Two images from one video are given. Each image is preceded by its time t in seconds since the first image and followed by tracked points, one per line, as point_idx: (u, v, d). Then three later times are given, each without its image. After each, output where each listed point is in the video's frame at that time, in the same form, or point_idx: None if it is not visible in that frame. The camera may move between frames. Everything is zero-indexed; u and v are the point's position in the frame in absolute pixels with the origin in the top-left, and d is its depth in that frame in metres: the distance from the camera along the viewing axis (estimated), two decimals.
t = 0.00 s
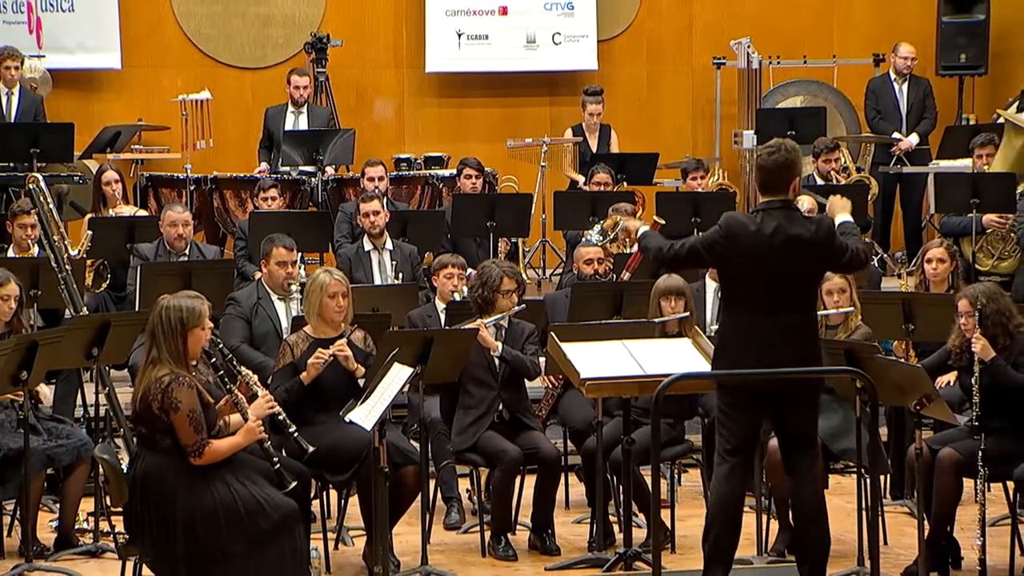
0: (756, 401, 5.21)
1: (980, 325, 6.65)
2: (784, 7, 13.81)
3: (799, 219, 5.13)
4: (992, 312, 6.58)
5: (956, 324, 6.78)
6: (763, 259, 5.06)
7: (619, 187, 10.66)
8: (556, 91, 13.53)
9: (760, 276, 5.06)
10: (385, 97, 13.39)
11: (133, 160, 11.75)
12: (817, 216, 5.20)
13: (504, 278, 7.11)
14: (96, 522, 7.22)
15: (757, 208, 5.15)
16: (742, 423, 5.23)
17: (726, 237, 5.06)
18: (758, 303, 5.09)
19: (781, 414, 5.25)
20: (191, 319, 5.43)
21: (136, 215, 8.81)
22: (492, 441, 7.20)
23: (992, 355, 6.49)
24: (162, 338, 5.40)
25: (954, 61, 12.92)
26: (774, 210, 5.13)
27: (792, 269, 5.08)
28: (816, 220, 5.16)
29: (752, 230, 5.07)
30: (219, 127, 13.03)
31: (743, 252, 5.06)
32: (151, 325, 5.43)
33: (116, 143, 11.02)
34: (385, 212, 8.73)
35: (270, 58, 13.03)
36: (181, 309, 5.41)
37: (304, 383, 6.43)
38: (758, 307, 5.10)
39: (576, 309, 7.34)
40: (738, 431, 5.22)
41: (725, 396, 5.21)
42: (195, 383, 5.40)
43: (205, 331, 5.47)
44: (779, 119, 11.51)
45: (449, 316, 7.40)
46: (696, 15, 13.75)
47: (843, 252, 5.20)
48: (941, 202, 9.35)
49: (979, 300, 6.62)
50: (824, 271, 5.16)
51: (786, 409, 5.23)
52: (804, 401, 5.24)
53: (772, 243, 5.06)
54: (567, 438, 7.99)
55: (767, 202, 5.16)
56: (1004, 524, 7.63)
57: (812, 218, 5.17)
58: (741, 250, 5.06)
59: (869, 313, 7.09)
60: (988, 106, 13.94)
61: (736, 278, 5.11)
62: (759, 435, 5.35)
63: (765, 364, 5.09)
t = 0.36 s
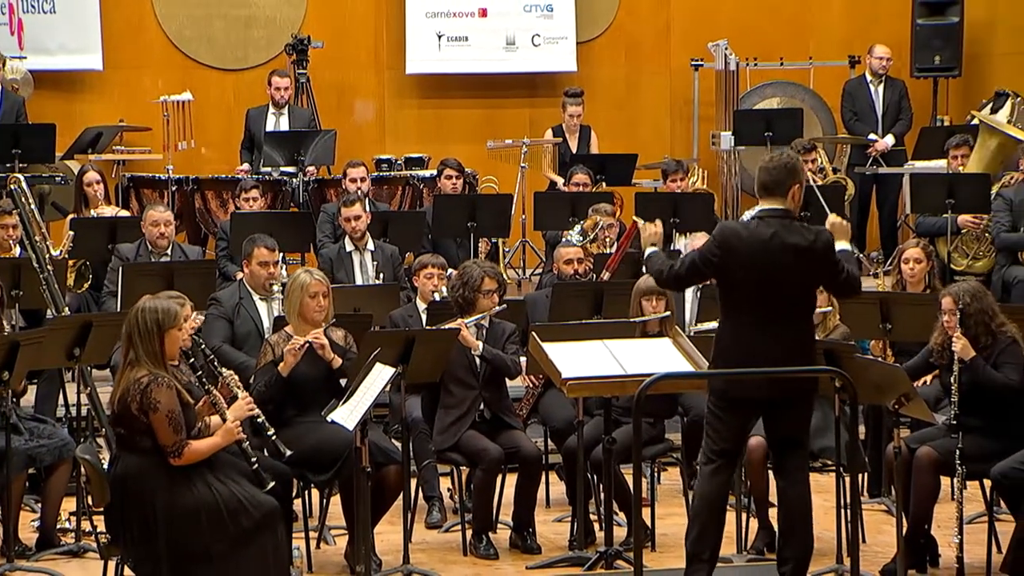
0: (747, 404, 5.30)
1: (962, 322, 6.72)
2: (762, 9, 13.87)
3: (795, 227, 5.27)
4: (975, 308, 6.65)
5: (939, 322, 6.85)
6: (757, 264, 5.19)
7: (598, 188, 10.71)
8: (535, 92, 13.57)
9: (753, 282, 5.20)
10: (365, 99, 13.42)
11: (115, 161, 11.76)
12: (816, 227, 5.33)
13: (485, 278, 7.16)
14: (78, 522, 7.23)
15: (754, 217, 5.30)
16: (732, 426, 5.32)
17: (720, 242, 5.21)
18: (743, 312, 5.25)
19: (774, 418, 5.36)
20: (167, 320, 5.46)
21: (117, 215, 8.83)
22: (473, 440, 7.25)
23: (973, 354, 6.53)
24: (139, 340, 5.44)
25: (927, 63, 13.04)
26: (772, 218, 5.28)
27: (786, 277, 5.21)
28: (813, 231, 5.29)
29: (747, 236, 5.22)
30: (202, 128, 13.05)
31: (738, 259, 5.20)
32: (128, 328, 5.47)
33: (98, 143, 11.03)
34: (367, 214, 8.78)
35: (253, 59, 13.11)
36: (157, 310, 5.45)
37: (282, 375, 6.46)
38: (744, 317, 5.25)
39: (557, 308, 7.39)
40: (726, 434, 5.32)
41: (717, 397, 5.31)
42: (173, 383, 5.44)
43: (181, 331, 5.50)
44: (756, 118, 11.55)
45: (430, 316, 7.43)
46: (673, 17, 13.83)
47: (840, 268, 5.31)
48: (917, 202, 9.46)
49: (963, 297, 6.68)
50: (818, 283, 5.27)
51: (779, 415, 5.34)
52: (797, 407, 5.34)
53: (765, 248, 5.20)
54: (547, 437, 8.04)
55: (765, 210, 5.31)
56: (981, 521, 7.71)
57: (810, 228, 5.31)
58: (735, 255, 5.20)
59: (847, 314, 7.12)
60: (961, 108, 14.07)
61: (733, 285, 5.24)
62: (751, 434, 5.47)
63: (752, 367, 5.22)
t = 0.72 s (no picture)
0: (732, 404, 5.41)
1: (941, 322, 6.84)
2: (734, 14, 14.09)
3: (780, 231, 5.35)
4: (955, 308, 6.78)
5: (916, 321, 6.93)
6: (739, 266, 5.29)
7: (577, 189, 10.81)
8: (512, 96, 13.71)
9: (736, 284, 5.30)
10: (346, 101, 13.50)
11: (98, 163, 11.81)
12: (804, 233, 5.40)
13: (466, 279, 7.25)
14: (62, 520, 7.29)
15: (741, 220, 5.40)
16: (714, 426, 5.45)
17: (705, 243, 5.32)
18: (726, 315, 5.36)
19: (757, 420, 5.48)
20: (159, 322, 5.52)
21: (101, 216, 8.90)
22: (454, 440, 7.33)
23: (950, 354, 6.67)
24: (128, 340, 5.51)
25: (899, 67, 13.19)
26: (758, 221, 5.37)
27: (768, 281, 5.29)
28: (799, 239, 5.36)
29: (731, 238, 5.32)
30: (184, 131, 13.11)
31: (722, 262, 5.31)
32: (119, 327, 5.53)
33: (80, 145, 11.10)
34: (348, 217, 8.82)
35: (234, 62, 13.16)
36: (149, 312, 5.50)
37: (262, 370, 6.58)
38: (728, 319, 5.37)
39: (537, 309, 7.48)
40: (707, 435, 5.45)
41: (701, 396, 5.42)
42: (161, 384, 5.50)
43: (171, 334, 5.56)
44: (731, 121, 11.70)
45: (411, 316, 7.51)
46: (648, 22, 13.98)
47: (825, 279, 5.38)
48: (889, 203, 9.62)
49: (943, 296, 6.81)
50: (802, 291, 5.34)
51: (759, 416, 5.47)
52: (776, 409, 5.47)
53: (749, 249, 5.30)
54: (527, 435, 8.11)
55: (753, 214, 5.40)
56: (953, 518, 7.83)
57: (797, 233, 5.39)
58: (719, 257, 5.31)
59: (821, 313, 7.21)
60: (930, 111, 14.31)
61: (719, 287, 5.34)
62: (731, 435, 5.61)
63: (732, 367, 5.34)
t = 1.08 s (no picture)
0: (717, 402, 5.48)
1: (922, 322, 6.95)
2: (713, 17, 14.25)
3: (758, 229, 5.43)
4: (936, 308, 6.90)
5: (897, 322, 7.02)
6: (719, 264, 5.38)
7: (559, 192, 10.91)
8: (495, 100, 13.86)
9: (716, 282, 5.39)
10: (332, 106, 13.59)
11: (87, 166, 11.87)
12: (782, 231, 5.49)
13: (451, 280, 7.34)
14: (51, 519, 7.37)
15: (720, 219, 5.49)
16: (697, 425, 5.52)
17: (685, 244, 5.41)
18: (710, 315, 5.46)
19: (740, 418, 5.55)
20: (152, 323, 5.60)
21: (90, 219, 8.97)
22: (439, 439, 7.42)
23: (929, 355, 6.78)
24: (123, 341, 5.57)
25: (874, 72, 13.39)
26: (737, 220, 5.46)
27: (747, 279, 5.38)
28: (776, 237, 5.45)
29: (710, 237, 5.41)
30: (172, 134, 13.17)
31: (702, 261, 5.40)
32: (113, 328, 5.60)
33: (71, 148, 11.27)
34: (333, 219, 8.91)
35: (222, 66, 13.26)
36: (143, 314, 5.58)
37: (249, 367, 6.68)
38: (710, 320, 5.46)
39: (520, 309, 7.57)
40: (691, 434, 5.52)
41: (684, 395, 5.50)
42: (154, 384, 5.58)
43: (165, 335, 5.64)
44: (710, 126, 11.82)
45: (397, 316, 7.61)
46: (628, 27, 14.10)
47: (802, 275, 5.46)
48: (865, 205, 9.77)
49: (925, 296, 6.93)
50: (780, 288, 5.44)
51: (742, 416, 5.55)
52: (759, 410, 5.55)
53: (727, 248, 5.39)
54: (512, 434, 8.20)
55: (732, 212, 5.49)
56: (931, 515, 7.95)
57: (774, 231, 5.47)
58: (699, 256, 5.40)
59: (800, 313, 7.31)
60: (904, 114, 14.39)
61: (699, 286, 5.43)
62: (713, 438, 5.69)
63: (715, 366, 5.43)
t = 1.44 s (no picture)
0: (695, 406, 5.52)
1: (909, 320, 7.13)
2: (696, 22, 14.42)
3: (727, 233, 5.49)
4: (925, 308, 7.09)
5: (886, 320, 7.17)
6: (689, 269, 5.43)
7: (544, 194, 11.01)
8: (481, 103, 13.98)
9: (687, 287, 5.43)
10: (320, 109, 13.69)
11: (78, 168, 11.94)
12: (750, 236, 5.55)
13: (440, 281, 7.44)
14: (43, 518, 7.46)
15: (689, 226, 5.55)
16: (675, 428, 5.56)
17: (655, 252, 5.47)
18: (685, 315, 5.47)
19: (718, 420, 5.59)
20: (147, 325, 5.68)
21: (82, 220, 9.07)
22: (428, 438, 7.51)
23: (912, 354, 6.89)
24: (117, 342, 5.65)
25: (852, 76, 13.55)
26: (706, 225, 5.51)
27: (718, 283, 5.43)
28: (745, 241, 5.51)
29: (679, 242, 5.47)
30: (163, 137, 13.24)
31: (674, 268, 5.45)
32: (108, 330, 5.68)
33: (61, 150, 11.35)
34: (322, 220, 9.00)
35: (211, 70, 13.34)
36: (138, 315, 5.66)
37: (238, 365, 6.74)
38: (684, 316, 5.47)
39: (508, 309, 7.67)
40: (667, 439, 5.57)
41: (660, 400, 5.53)
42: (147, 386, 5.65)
43: (158, 338, 5.72)
44: (692, 128, 11.92)
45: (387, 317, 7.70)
46: (612, 32, 14.27)
47: (772, 278, 5.51)
48: (846, 206, 9.88)
49: (915, 296, 7.13)
50: (751, 291, 5.48)
51: (719, 417, 5.57)
52: (738, 409, 5.58)
53: (697, 254, 5.44)
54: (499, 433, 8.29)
55: (700, 219, 5.55)
56: (913, 513, 8.05)
57: (743, 235, 5.53)
58: (669, 262, 5.45)
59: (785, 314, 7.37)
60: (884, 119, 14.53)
61: (672, 294, 5.48)
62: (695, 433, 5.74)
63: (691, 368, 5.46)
